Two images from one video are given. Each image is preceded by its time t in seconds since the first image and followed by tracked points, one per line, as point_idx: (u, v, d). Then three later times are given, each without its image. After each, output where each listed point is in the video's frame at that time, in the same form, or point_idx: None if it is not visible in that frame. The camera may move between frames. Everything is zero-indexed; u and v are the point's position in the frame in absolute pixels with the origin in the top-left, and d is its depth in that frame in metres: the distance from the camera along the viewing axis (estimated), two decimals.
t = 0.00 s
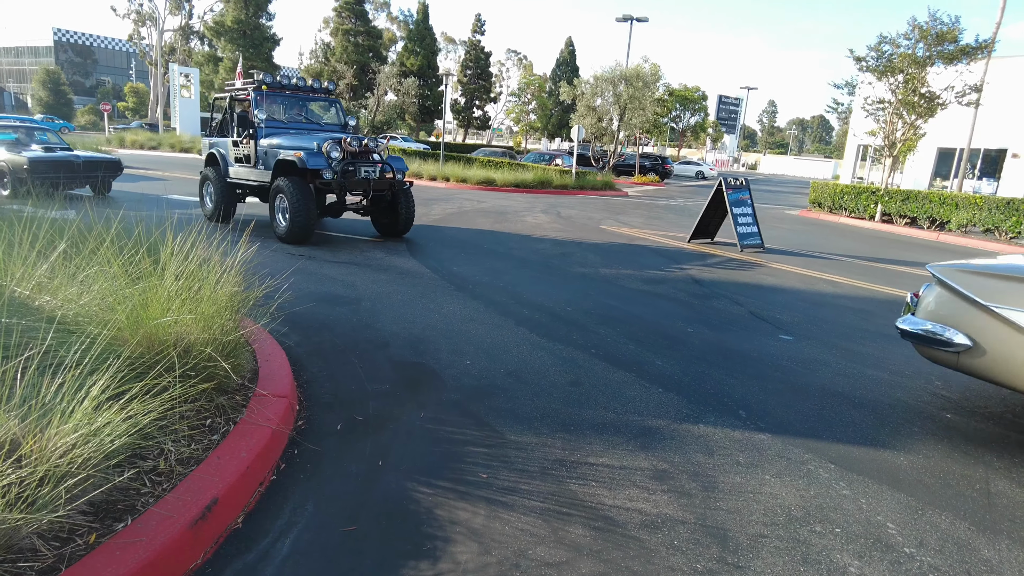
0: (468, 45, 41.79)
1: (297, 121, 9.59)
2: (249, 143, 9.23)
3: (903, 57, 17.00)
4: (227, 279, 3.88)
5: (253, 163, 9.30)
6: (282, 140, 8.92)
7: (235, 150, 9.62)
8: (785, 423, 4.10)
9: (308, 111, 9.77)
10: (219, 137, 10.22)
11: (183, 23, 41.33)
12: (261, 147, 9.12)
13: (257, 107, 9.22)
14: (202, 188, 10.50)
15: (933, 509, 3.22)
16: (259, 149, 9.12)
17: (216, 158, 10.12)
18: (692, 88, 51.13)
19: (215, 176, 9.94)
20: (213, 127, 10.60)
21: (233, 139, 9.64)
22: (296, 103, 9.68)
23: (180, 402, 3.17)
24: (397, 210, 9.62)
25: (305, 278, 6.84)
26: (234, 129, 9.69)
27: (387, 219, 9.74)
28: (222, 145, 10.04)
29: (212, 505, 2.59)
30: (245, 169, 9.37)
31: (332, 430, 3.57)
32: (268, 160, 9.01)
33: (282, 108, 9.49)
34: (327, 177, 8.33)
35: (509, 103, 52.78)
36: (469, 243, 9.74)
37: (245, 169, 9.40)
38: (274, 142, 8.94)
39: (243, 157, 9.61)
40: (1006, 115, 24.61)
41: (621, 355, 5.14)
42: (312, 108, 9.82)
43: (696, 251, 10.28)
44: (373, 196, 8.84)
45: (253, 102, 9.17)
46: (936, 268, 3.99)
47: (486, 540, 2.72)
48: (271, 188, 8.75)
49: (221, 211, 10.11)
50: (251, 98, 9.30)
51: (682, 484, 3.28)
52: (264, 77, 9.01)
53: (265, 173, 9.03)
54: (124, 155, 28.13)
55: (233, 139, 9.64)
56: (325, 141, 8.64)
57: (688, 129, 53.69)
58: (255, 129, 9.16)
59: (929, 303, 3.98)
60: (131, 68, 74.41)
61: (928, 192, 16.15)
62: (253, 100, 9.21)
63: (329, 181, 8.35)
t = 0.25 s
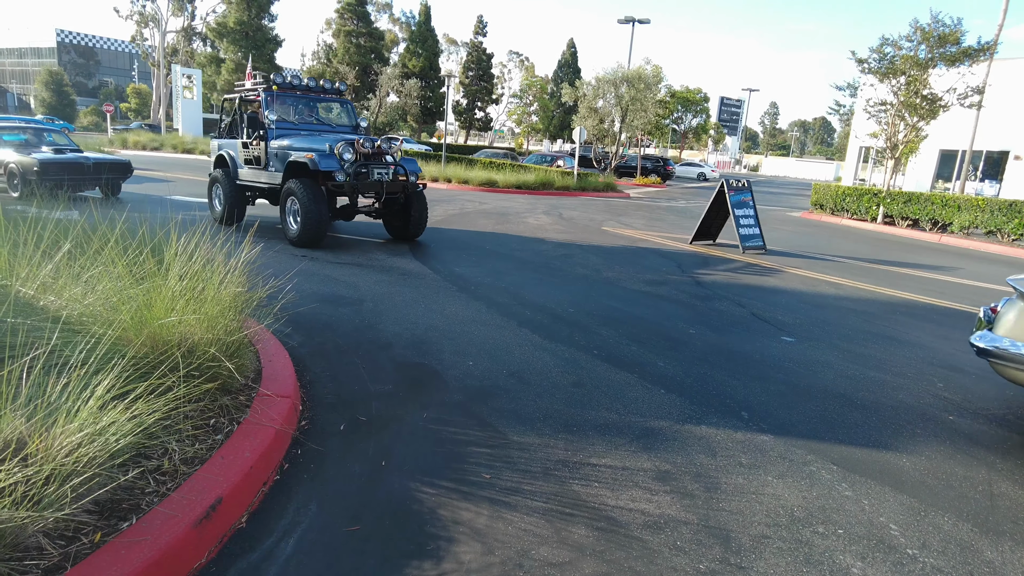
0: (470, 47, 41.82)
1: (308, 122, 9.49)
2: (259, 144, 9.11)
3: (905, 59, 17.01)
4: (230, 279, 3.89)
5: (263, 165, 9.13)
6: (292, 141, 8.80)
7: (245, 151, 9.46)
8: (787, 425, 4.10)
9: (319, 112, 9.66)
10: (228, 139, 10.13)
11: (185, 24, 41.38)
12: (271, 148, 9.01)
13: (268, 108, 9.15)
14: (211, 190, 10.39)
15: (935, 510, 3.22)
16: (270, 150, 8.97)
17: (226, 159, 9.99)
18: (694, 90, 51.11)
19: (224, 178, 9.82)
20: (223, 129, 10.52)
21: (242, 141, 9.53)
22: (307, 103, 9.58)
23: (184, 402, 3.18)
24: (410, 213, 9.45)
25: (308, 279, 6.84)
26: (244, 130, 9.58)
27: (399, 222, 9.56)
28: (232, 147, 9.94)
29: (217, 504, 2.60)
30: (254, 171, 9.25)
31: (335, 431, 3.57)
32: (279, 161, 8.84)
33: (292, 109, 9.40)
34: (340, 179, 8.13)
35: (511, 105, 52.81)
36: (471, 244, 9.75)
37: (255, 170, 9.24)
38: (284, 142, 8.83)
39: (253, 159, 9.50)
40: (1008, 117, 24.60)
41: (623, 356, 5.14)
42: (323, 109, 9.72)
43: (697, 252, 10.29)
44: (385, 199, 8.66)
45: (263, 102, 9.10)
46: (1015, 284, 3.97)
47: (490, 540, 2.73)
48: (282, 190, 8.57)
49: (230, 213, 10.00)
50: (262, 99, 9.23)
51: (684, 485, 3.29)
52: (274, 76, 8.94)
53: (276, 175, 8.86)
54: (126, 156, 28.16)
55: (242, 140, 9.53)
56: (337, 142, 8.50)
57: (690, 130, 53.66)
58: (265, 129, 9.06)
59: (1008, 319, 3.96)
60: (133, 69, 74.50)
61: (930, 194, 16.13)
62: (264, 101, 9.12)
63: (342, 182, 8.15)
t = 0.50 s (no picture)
0: (472, 48, 41.85)
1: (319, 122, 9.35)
2: (270, 145, 9.02)
3: (908, 60, 17.01)
4: (233, 278, 3.89)
5: (274, 165, 9.03)
6: (303, 142, 8.68)
7: (255, 151, 9.38)
8: (790, 424, 4.10)
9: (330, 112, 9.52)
10: (238, 140, 10.04)
11: (188, 25, 41.49)
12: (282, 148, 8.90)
13: (278, 108, 9.01)
14: (219, 192, 10.29)
15: (938, 510, 3.22)
16: (280, 151, 8.84)
17: (235, 160, 9.92)
18: (696, 91, 51.07)
19: (233, 179, 9.75)
20: (232, 129, 10.44)
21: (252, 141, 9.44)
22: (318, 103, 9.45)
23: (187, 399, 3.18)
24: (423, 214, 9.27)
25: (310, 278, 6.85)
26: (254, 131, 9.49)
27: (412, 223, 9.39)
28: (241, 148, 9.85)
29: (220, 501, 2.60)
30: (264, 172, 9.14)
31: (338, 429, 3.58)
32: (290, 161, 8.71)
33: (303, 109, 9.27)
34: (352, 180, 7.98)
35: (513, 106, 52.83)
36: (473, 245, 9.75)
37: (266, 171, 9.15)
38: (295, 143, 8.70)
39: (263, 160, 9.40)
40: (1011, 118, 24.57)
41: (626, 356, 5.14)
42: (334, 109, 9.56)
43: (700, 253, 10.28)
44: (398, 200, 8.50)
45: (273, 102, 8.98)
46: None
47: (493, 538, 2.73)
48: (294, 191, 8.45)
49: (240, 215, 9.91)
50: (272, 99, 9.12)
51: (687, 484, 3.28)
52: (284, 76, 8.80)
53: (287, 175, 8.73)
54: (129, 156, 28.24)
55: (252, 141, 9.44)
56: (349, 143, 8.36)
57: (692, 132, 53.62)
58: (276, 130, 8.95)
59: None
60: (136, 70, 74.69)
61: (933, 195, 16.09)
62: (274, 101, 9.00)
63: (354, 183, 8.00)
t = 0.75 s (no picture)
0: (475, 48, 41.84)
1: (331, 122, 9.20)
2: (281, 145, 8.94)
3: (911, 61, 16.98)
4: (238, 278, 3.89)
5: (285, 166, 8.96)
6: (315, 142, 8.54)
7: (267, 152, 9.33)
8: (794, 425, 4.09)
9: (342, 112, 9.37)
10: (248, 140, 9.95)
11: (191, 25, 41.56)
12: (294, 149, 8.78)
13: (290, 108, 8.87)
14: (230, 192, 10.17)
15: (943, 512, 3.21)
16: (293, 151, 8.74)
17: (246, 161, 9.86)
18: (699, 92, 50.98)
19: (244, 180, 9.68)
20: (242, 129, 10.35)
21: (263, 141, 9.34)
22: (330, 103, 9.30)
23: (192, 399, 3.18)
24: (438, 216, 9.08)
25: (315, 278, 6.86)
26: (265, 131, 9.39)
27: (426, 224, 9.21)
28: (252, 148, 9.77)
29: (224, 501, 2.60)
30: (276, 173, 9.05)
31: (342, 429, 3.58)
32: (303, 162, 8.61)
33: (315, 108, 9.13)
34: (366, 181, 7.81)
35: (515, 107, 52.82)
36: (476, 245, 9.75)
37: (277, 172, 9.08)
38: (308, 143, 8.58)
39: (274, 160, 9.31)
40: (1015, 119, 24.49)
41: (629, 357, 5.13)
42: (347, 109, 9.41)
43: (703, 253, 10.28)
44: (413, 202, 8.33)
45: (285, 101, 8.85)
46: None
47: (497, 539, 2.72)
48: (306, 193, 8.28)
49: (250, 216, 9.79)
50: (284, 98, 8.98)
51: (692, 484, 3.28)
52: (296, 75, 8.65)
53: (299, 176, 8.64)
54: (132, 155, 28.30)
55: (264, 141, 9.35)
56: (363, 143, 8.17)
57: (695, 132, 53.53)
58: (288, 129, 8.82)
59: None
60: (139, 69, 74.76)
61: (936, 196, 16.05)
62: (286, 100, 8.88)
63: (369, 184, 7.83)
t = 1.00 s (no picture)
0: (478, 48, 41.83)
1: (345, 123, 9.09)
2: (294, 146, 8.84)
3: (916, 61, 16.93)
4: (245, 278, 3.89)
5: (298, 167, 8.85)
6: (329, 143, 8.43)
7: (279, 153, 9.23)
8: (801, 427, 4.09)
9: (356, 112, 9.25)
10: (260, 141, 9.86)
11: (196, 26, 41.63)
12: (307, 149, 8.67)
13: (303, 108, 8.77)
14: (241, 195, 10.05)
15: (952, 515, 3.20)
16: (306, 152, 8.63)
17: (257, 162, 9.76)
18: (702, 92, 50.87)
19: (255, 182, 9.58)
20: (253, 130, 10.28)
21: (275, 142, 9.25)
22: (344, 103, 9.19)
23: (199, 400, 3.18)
24: (454, 218, 8.93)
25: (319, 278, 6.86)
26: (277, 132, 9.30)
27: (442, 227, 9.04)
28: (264, 149, 9.69)
29: (232, 502, 2.61)
30: (289, 174, 8.96)
31: (348, 429, 3.58)
32: (316, 163, 8.49)
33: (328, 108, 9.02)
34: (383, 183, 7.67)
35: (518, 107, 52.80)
36: (480, 245, 9.75)
37: (290, 172, 8.98)
38: (321, 144, 8.47)
39: (286, 162, 9.23)
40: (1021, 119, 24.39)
41: (634, 358, 5.13)
42: (360, 109, 9.30)
43: (707, 254, 10.26)
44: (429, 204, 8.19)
45: (298, 101, 8.75)
46: None
47: (505, 540, 2.72)
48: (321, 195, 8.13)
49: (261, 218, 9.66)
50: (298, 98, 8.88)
51: (699, 487, 3.27)
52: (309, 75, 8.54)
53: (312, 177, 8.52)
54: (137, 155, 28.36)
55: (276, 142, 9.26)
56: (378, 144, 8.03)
57: (698, 133, 53.43)
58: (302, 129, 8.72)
59: None
60: (143, 69, 74.92)
61: (941, 197, 16.00)
62: (300, 100, 8.78)
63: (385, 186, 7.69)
